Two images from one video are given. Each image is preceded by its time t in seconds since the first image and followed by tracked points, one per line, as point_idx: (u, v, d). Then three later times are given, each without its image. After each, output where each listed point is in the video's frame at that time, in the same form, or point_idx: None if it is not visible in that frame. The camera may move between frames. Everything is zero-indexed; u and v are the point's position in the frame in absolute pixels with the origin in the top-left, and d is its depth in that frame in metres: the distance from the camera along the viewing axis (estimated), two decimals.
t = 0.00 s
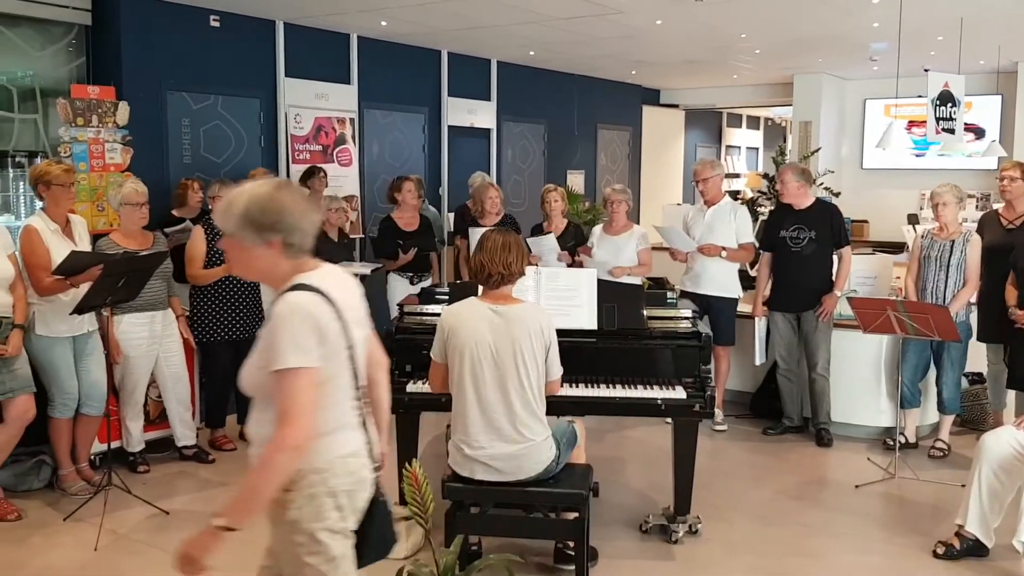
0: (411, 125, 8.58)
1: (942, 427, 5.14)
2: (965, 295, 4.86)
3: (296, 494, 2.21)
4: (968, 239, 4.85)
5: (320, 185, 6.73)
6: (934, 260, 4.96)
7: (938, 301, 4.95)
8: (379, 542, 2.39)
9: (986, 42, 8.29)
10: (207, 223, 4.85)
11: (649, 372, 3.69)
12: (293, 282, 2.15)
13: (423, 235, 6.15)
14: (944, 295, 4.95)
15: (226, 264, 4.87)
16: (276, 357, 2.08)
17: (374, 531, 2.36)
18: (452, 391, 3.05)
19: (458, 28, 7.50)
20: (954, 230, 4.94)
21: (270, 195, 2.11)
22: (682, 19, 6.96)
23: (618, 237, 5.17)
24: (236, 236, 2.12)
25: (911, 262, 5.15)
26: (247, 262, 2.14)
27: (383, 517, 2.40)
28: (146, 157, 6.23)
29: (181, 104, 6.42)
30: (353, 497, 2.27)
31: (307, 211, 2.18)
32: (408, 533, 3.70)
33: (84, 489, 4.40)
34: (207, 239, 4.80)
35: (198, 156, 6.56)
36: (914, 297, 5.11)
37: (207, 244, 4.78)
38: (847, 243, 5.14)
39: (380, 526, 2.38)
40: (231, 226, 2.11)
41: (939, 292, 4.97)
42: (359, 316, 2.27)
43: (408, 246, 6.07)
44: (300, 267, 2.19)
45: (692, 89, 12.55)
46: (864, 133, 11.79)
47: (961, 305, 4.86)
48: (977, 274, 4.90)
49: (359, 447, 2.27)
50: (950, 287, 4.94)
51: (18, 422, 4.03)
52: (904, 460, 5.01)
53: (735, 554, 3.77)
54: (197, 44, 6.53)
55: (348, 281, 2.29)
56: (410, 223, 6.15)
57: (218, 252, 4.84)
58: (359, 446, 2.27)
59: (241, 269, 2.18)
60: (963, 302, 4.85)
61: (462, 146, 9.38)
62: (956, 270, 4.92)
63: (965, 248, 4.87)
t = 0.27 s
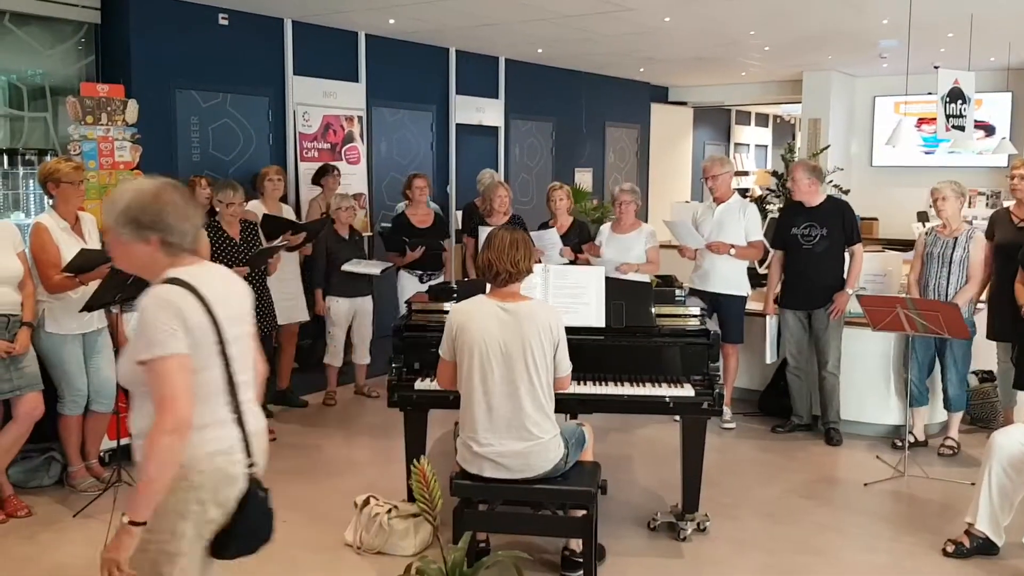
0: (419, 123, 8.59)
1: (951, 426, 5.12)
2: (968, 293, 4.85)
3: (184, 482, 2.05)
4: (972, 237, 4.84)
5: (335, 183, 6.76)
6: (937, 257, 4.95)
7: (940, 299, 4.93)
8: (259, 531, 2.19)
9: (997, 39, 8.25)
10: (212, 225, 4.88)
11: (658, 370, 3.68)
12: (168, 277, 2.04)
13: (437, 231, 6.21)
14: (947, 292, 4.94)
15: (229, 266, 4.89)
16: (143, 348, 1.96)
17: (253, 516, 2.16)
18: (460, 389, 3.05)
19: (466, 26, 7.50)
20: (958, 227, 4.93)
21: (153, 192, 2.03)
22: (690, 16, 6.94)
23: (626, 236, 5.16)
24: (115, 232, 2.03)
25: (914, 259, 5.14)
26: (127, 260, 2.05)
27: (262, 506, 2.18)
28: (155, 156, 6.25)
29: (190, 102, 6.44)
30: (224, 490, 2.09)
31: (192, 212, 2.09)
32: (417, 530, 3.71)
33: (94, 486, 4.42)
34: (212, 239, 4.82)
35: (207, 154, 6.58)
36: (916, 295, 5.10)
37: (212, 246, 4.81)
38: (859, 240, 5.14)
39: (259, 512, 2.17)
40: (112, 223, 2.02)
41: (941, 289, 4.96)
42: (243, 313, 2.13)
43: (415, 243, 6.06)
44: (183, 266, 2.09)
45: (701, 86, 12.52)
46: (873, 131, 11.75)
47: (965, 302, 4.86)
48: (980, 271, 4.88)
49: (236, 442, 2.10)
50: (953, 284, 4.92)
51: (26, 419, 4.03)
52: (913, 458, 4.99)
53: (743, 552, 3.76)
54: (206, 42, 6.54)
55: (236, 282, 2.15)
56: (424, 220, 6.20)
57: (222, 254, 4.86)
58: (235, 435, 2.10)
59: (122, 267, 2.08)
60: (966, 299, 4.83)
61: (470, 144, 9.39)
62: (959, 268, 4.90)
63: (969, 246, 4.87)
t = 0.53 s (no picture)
0: (423, 118, 8.58)
1: (953, 420, 5.12)
2: (964, 286, 4.85)
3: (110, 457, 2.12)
4: (966, 231, 4.83)
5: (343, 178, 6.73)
6: (932, 252, 4.94)
7: (936, 293, 4.92)
8: (198, 500, 2.22)
9: (1002, 34, 8.22)
10: (218, 219, 4.87)
11: (660, 365, 3.68)
12: (56, 262, 2.13)
13: (447, 225, 6.24)
14: (943, 286, 4.92)
15: (234, 260, 4.87)
16: (40, 337, 2.02)
17: (181, 483, 2.18)
18: (461, 383, 3.05)
19: (470, 21, 7.49)
20: (953, 221, 4.91)
21: (40, 183, 2.12)
22: (694, 10, 6.92)
23: (629, 232, 5.15)
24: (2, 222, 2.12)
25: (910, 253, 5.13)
26: (16, 251, 2.14)
27: (189, 475, 2.21)
28: (159, 150, 6.25)
29: (193, 96, 6.44)
30: (121, 471, 2.14)
31: (82, 202, 2.19)
32: (420, 524, 3.71)
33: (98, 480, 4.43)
34: (216, 234, 4.81)
35: (210, 149, 6.58)
36: (912, 289, 5.09)
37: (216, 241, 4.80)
38: (864, 235, 5.13)
39: (185, 480, 2.20)
40: None
41: (937, 284, 4.95)
42: (135, 299, 2.21)
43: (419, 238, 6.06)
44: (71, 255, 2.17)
45: (704, 81, 12.49)
46: (877, 126, 11.72)
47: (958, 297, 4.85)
48: (975, 264, 4.87)
49: (140, 415, 2.18)
50: (948, 278, 4.91)
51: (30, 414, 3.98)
52: (915, 453, 4.99)
53: (746, 546, 3.76)
54: (208, 36, 6.53)
55: (128, 270, 2.23)
56: (434, 215, 6.19)
57: (226, 249, 4.85)
58: (140, 411, 2.19)
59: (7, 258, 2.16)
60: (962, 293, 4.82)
61: (473, 139, 9.38)
62: (955, 262, 4.89)
63: (963, 240, 4.86)
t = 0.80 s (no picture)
0: (425, 116, 8.57)
1: (956, 418, 5.12)
2: (961, 284, 4.84)
3: None
4: (962, 228, 4.82)
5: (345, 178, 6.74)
6: (928, 249, 4.94)
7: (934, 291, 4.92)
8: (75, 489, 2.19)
9: (1006, 31, 8.19)
10: (222, 218, 4.87)
11: (662, 363, 3.67)
12: None
13: (452, 227, 6.19)
14: (940, 284, 4.92)
15: (240, 258, 4.88)
16: None
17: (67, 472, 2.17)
18: (464, 381, 3.05)
19: (473, 18, 7.48)
20: (948, 218, 4.90)
21: None
22: (697, 8, 6.91)
23: (632, 230, 5.15)
24: None
25: (908, 250, 5.13)
26: None
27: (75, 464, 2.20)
28: (162, 148, 6.25)
29: (196, 94, 6.44)
30: (17, 460, 2.10)
31: None
32: (422, 522, 3.72)
33: (101, 477, 4.44)
34: (222, 233, 4.82)
35: (212, 147, 6.59)
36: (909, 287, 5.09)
37: (222, 240, 4.81)
38: (868, 233, 5.11)
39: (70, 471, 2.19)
40: None
41: (934, 281, 4.94)
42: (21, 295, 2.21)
43: (421, 237, 6.09)
44: None
45: (707, 79, 12.47)
46: (879, 124, 11.71)
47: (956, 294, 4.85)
48: (972, 261, 4.86)
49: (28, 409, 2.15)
50: (946, 276, 4.91)
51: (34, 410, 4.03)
52: (918, 451, 4.99)
53: (749, 545, 3.76)
54: (210, 34, 6.53)
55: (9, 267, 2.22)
56: (441, 215, 6.18)
57: (231, 247, 4.85)
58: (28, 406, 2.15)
59: None
60: (959, 291, 4.82)
61: (475, 137, 9.38)
62: (951, 259, 4.89)
63: (960, 237, 4.85)
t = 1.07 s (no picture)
0: (429, 116, 8.58)
1: (960, 420, 5.11)
2: (965, 285, 4.84)
3: None
4: (966, 229, 4.81)
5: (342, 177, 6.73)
6: (932, 250, 4.92)
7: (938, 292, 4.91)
8: None
9: (1012, 31, 8.17)
10: (228, 218, 4.87)
11: (667, 363, 3.67)
12: None
13: (458, 228, 6.19)
14: (944, 285, 4.91)
15: (250, 258, 4.89)
16: None
17: None
18: (469, 381, 3.05)
19: (478, 19, 7.48)
20: (951, 219, 4.89)
21: None
22: (702, 8, 6.90)
23: (636, 230, 5.14)
24: None
25: (909, 251, 5.11)
26: None
27: None
28: (167, 148, 6.27)
29: (201, 94, 6.46)
30: None
31: None
32: (426, 522, 3.72)
33: (105, 476, 4.45)
34: (231, 234, 4.82)
35: (217, 146, 6.60)
36: (912, 288, 5.07)
37: (230, 240, 4.81)
38: (872, 234, 5.11)
39: None
40: None
41: (938, 283, 4.93)
42: None
43: (424, 237, 6.06)
44: None
45: (712, 79, 12.46)
46: (885, 124, 11.69)
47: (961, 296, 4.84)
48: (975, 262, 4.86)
49: None
50: (949, 277, 4.90)
51: (39, 410, 4.08)
52: (922, 453, 4.98)
53: (753, 546, 3.75)
54: (216, 34, 6.54)
55: None
56: (448, 214, 6.20)
57: (241, 248, 4.86)
58: None
59: None
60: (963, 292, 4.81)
61: (479, 137, 9.38)
62: (955, 260, 4.88)
63: (963, 238, 4.84)
